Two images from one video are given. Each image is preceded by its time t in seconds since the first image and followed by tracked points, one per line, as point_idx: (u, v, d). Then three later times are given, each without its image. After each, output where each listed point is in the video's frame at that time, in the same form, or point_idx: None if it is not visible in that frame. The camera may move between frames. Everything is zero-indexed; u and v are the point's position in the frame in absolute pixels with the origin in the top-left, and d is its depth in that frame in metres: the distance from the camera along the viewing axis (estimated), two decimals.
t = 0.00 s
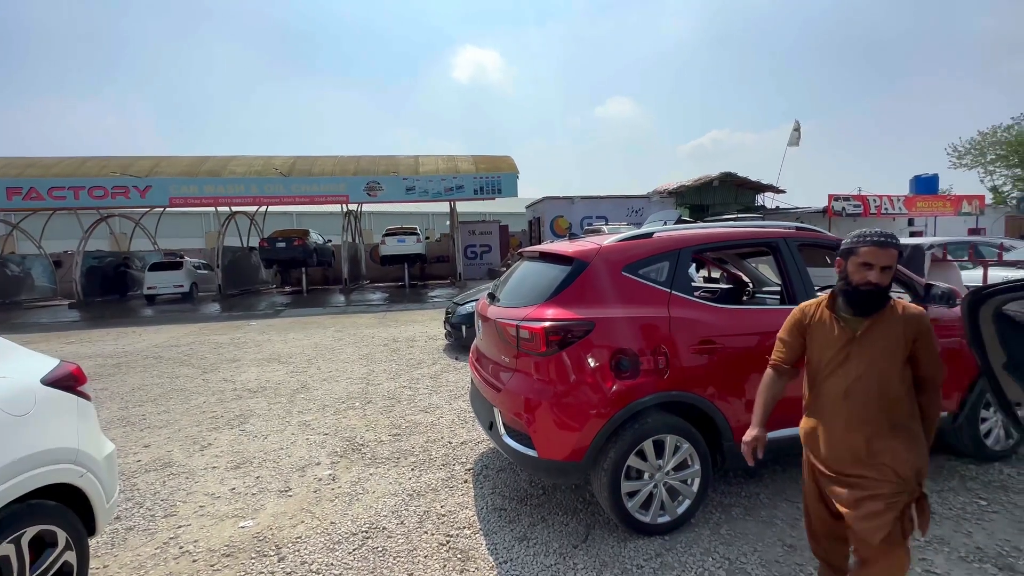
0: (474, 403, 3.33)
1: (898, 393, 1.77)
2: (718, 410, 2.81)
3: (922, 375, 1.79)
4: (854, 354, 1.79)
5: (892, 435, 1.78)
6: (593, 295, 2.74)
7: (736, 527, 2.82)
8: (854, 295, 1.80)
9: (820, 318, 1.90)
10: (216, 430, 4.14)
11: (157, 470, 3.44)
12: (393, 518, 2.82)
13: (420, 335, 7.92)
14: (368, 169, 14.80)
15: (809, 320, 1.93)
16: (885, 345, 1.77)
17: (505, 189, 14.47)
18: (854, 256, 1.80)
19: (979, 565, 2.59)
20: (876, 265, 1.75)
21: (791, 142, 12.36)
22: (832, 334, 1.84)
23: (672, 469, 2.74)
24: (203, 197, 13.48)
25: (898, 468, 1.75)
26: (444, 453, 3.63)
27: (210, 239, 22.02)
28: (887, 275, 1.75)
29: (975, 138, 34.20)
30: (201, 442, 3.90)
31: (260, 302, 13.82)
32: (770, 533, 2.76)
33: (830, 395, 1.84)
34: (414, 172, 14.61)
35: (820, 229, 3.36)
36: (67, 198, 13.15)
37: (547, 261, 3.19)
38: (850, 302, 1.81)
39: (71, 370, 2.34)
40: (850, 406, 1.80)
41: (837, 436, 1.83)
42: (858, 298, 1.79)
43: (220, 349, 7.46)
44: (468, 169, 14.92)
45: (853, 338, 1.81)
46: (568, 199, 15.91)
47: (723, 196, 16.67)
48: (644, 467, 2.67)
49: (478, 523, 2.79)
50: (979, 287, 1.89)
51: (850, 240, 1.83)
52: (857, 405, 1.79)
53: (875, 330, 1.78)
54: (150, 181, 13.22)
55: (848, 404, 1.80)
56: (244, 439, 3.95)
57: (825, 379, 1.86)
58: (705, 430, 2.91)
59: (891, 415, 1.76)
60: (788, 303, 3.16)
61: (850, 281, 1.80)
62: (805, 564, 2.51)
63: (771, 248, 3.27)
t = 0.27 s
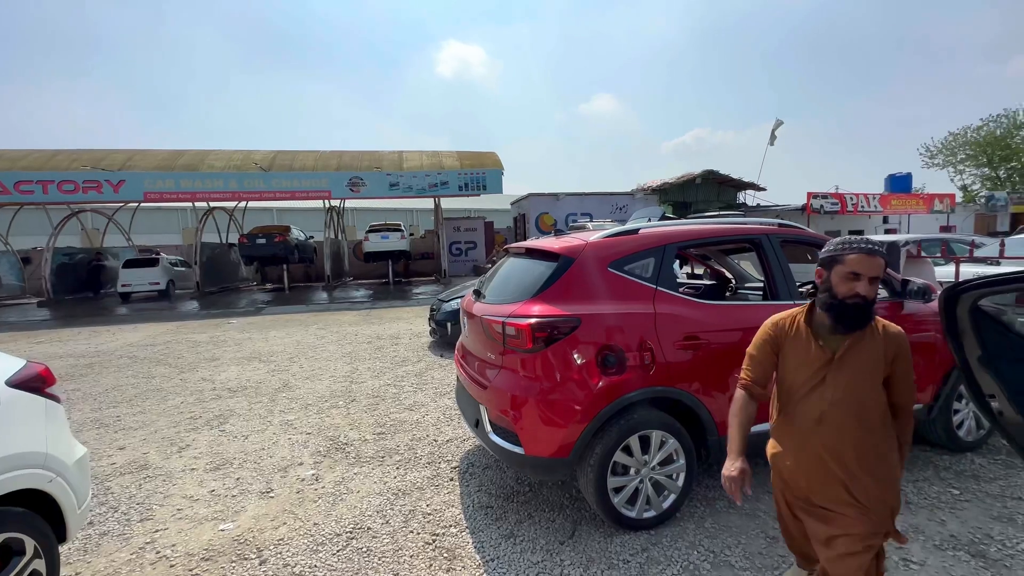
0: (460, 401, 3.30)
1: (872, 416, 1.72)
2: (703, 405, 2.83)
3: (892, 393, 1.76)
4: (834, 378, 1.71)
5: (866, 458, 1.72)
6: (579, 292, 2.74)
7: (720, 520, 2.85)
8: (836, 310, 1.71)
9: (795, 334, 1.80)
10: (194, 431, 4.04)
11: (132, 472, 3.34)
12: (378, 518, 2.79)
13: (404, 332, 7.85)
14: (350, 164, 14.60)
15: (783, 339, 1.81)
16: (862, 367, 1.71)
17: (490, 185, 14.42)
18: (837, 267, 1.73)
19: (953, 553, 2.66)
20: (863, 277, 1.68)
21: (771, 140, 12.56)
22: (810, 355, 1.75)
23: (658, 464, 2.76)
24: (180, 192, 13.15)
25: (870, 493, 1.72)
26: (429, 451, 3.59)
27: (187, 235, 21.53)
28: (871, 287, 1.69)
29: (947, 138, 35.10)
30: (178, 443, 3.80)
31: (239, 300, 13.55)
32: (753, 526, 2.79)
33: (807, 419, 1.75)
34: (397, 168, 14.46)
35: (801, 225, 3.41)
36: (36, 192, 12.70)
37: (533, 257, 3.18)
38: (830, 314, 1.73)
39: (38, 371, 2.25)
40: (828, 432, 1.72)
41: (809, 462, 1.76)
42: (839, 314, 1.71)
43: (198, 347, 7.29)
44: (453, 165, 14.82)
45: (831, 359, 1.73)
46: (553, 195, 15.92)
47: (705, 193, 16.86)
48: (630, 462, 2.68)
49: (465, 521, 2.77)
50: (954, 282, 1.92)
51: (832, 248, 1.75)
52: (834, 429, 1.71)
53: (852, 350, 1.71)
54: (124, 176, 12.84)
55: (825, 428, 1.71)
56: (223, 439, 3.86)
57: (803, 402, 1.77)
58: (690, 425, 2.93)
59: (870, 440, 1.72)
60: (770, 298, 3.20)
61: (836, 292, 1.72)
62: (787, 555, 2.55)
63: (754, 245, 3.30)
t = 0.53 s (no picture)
0: (441, 399, 3.26)
1: (875, 429, 1.42)
2: (685, 400, 2.85)
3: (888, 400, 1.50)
4: (832, 387, 1.40)
5: (864, 474, 1.45)
6: (562, 288, 2.72)
7: (701, 513, 2.87)
8: (833, 306, 1.42)
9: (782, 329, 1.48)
10: (164, 434, 3.90)
11: (97, 478, 3.20)
12: (358, 520, 2.73)
13: (383, 330, 7.74)
14: (327, 158, 14.31)
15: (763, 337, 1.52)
16: (863, 372, 1.41)
17: (470, 181, 14.32)
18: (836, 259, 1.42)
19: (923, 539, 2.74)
20: (870, 273, 1.38)
21: (747, 139, 12.79)
22: (803, 356, 1.43)
23: (641, 460, 2.77)
24: (147, 186, 12.69)
25: (867, 515, 1.46)
26: (410, 450, 3.54)
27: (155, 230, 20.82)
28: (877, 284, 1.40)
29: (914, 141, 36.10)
30: (147, 447, 3.66)
31: (212, 297, 13.17)
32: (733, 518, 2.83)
33: (800, 433, 1.43)
34: (375, 163, 14.23)
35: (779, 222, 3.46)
36: None
37: (515, 253, 3.15)
38: (823, 312, 1.44)
39: None
40: (827, 451, 1.41)
41: (798, 487, 1.46)
42: (836, 309, 1.41)
43: (168, 347, 7.05)
44: (432, 160, 14.66)
45: (829, 362, 1.42)
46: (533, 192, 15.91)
47: (683, 191, 17.10)
48: (613, 458, 2.68)
49: (447, 521, 2.74)
50: (930, 278, 1.83)
51: (827, 233, 1.44)
52: (835, 448, 1.41)
53: (855, 352, 1.40)
54: (87, 168, 12.31)
55: (826, 448, 1.41)
56: (195, 442, 3.73)
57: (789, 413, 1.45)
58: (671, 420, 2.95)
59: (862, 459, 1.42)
60: (749, 294, 3.24)
61: (835, 290, 1.42)
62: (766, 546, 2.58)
63: (733, 241, 3.34)
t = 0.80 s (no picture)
0: (425, 398, 3.21)
1: (872, 479, 1.28)
2: (669, 397, 2.87)
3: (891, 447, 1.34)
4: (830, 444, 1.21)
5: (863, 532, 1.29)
6: (548, 285, 2.70)
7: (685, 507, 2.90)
8: (829, 347, 1.20)
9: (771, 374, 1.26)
10: (134, 438, 3.75)
11: (63, 486, 3.05)
12: (341, 522, 2.66)
13: (364, 328, 7.62)
14: (304, 154, 14.01)
15: (744, 382, 1.30)
16: (864, 421, 1.22)
17: (451, 178, 14.22)
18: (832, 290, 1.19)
19: (897, 528, 2.80)
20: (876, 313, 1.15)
21: (725, 138, 13.00)
22: (797, 410, 1.22)
23: (626, 456, 2.77)
24: (114, 180, 12.22)
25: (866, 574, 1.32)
26: (393, 450, 3.48)
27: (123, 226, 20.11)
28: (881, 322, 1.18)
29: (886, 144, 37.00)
30: (117, 452, 3.51)
31: (184, 296, 12.78)
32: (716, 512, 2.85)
33: (796, 498, 1.26)
34: (354, 158, 14.00)
35: (759, 219, 3.51)
36: None
37: (500, 250, 3.12)
38: (814, 353, 1.22)
39: None
40: (828, 516, 1.25)
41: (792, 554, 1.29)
42: (832, 351, 1.20)
43: (137, 348, 6.80)
44: (412, 156, 14.49)
45: (825, 413, 1.22)
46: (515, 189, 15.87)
47: (662, 189, 17.31)
48: (599, 454, 2.67)
49: (432, 521, 2.70)
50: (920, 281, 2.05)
51: (825, 256, 1.21)
52: (836, 514, 1.25)
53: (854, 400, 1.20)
54: (49, 162, 11.79)
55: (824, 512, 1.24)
56: (168, 445, 3.60)
57: (780, 472, 1.27)
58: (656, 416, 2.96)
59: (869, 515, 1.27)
60: (732, 290, 3.27)
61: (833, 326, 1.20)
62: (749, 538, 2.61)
63: (716, 238, 3.37)
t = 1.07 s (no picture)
0: (406, 397, 3.15)
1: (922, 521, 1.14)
2: (652, 392, 2.88)
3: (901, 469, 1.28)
4: (884, 488, 1.04)
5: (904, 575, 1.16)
6: (531, 282, 2.67)
7: (667, 501, 2.91)
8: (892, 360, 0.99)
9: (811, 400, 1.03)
10: (96, 443, 3.56)
11: (18, 496, 2.87)
12: (319, 527, 2.58)
13: (339, 326, 7.45)
14: (275, 148, 13.62)
15: (771, 409, 1.04)
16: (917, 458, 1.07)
17: (428, 174, 14.06)
18: (906, 279, 0.95)
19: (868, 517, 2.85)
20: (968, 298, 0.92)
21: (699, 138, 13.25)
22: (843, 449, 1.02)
23: (609, 452, 2.77)
24: (71, 173, 11.62)
25: None
26: (372, 451, 3.40)
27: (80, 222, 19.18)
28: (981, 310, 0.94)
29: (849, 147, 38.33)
30: (77, 458, 3.33)
31: (147, 294, 12.25)
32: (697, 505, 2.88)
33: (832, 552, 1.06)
34: (327, 153, 13.67)
35: (736, 217, 3.57)
36: None
37: (482, 247, 3.08)
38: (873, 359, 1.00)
39: None
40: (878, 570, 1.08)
41: None
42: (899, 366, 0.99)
43: (97, 349, 6.48)
44: (388, 152, 14.26)
45: (880, 452, 1.04)
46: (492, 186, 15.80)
47: (638, 187, 17.54)
48: (583, 451, 2.66)
49: (415, 522, 2.64)
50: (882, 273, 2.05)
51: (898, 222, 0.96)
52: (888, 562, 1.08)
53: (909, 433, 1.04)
54: None
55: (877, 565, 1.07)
56: (133, 451, 3.43)
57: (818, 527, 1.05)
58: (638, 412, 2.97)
59: (907, 556, 1.10)
60: (711, 287, 3.32)
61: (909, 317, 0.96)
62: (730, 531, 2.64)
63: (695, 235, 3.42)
